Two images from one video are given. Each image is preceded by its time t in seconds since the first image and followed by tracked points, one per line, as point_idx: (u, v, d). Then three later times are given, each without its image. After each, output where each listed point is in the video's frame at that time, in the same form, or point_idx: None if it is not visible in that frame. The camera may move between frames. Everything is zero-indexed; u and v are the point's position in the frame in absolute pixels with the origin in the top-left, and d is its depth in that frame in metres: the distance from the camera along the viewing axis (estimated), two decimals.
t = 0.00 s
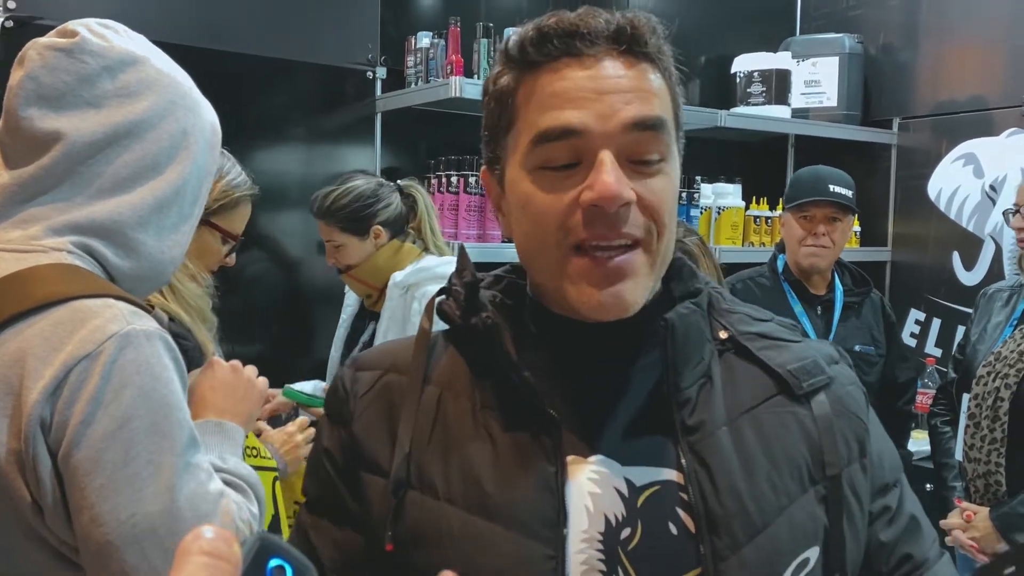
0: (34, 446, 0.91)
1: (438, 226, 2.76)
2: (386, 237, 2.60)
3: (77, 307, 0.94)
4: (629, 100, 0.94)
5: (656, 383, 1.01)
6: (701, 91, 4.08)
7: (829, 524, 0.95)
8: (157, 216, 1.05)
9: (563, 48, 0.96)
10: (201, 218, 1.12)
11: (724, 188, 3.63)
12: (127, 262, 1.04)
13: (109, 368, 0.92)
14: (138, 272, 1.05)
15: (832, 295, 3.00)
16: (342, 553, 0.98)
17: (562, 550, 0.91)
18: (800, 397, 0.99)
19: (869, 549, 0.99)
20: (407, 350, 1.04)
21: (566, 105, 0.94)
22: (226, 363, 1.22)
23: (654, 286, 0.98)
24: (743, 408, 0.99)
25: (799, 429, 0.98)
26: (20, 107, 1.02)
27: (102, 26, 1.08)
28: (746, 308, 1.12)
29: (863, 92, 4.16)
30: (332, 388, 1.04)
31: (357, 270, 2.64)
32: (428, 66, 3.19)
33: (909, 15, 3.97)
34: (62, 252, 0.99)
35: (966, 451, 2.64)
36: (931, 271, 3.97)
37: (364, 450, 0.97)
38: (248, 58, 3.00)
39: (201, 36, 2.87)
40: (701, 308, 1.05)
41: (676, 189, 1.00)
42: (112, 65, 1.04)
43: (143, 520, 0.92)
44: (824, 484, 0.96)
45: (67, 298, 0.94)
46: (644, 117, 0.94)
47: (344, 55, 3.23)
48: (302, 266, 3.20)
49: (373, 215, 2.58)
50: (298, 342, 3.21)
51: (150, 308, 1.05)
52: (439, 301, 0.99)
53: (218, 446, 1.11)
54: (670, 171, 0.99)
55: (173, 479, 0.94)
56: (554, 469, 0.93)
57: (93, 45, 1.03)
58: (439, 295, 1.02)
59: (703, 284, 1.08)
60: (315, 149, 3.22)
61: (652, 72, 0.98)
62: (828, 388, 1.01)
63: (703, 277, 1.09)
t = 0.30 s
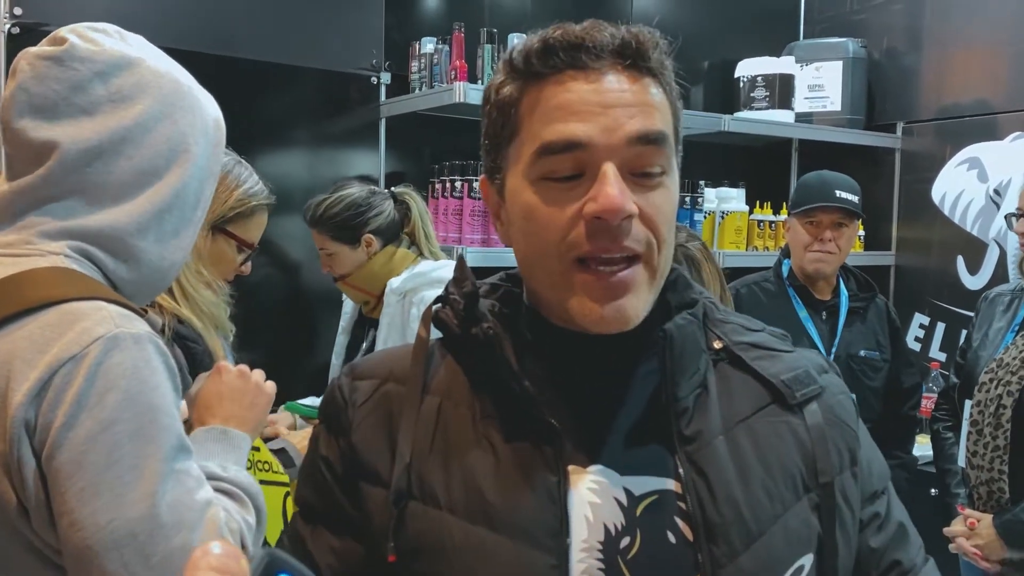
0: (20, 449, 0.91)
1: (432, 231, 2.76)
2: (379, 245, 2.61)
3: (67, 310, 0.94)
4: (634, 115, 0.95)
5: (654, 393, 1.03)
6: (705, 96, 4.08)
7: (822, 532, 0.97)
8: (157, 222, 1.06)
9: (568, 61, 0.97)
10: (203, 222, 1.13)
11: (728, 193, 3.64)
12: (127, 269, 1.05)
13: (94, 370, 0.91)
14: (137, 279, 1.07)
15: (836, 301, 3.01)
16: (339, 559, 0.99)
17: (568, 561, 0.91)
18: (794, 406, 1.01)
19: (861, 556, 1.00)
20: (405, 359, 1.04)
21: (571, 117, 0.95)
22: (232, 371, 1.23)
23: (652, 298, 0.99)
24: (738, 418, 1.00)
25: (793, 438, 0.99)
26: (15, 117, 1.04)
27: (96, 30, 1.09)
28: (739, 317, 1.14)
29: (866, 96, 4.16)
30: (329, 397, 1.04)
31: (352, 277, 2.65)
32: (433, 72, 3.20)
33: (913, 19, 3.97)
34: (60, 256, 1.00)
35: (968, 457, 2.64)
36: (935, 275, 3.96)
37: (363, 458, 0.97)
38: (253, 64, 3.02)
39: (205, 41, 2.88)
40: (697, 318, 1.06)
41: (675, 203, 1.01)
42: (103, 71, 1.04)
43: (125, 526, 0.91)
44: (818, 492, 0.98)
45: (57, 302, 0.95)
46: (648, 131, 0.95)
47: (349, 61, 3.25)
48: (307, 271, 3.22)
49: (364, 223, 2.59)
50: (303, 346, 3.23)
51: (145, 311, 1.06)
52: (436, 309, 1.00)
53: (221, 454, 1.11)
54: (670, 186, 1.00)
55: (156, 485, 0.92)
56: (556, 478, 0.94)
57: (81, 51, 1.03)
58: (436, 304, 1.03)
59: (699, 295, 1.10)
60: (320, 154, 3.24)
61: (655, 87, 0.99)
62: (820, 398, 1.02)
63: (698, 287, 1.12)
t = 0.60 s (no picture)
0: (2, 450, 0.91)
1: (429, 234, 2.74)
2: (374, 249, 2.60)
3: (55, 311, 0.94)
4: (637, 118, 0.95)
5: (650, 397, 1.02)
6: (710, 98, 4.07)
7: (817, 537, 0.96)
8: (155, 229, 1.06)
9: (570, 66, 0.97)
10: (204, 227, 1.13)
11: (733, 195, 3.63)
12: (126, 275, 1.06)
13: (77, 371, 0.91)
14: (139, 284, 1.07)
15: (843, 304, 2.99)
16: (336, 567, 0.97)
17: (563, 568, 0.90)
18: (789, 411, 1.00)
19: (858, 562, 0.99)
20: (401, 366, 1.04)
21: (574, 121, 0.94)
22: (236, 386, 1.23)
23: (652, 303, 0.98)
24: (733, 424, 0.99)
25: (788, 443, 0.98)
26: (13, 127, 1.04)
27: (92, 35, 1.09)
28: (735, 322, 1.14)
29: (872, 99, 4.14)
30: (325, 404, 1.04)
31: (349, 281, 2.66)
32: (436, 75, 3.21)
33: (918, 22, 3.95)
34: (56, 258, 1.00)
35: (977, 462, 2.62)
36: (942, 278, 3.94)
37: (358, 465, 0.97)
38: (257, 68, 3.02)
39: (209, 45, 2.88)
40: (692, 324, 1.05)
41: (674, 208, 1.00)
42: (101, 77, 1.04)
43: (103, 530, 0.90)
44: (814, 497, 0.97)
45: (44, 301, 0.95)
46: (651, 136, 0.95)
47: (353, 65, 3.25)
48: (311, 274, 3.22)
49: (357, 226, 2.59)
50: (307, 349, 3.23)
51: (137, 313, 1.06)
52: (432, 314, 1.00)
53: (218, 466, 1.11)
54: (670, 191, 0.99)
55: (137, 489, 0.91)
56: (552, 484, 0.94)
57: (76, 58, 1.03)
58: (431, 309, 1.03)
59: (694, 300, 1.09)
60: (324, 158, 3.24)
61: (655, 93, 0.99)
62: (817, 402, 1.02)
63: (693, 292, 1.11)
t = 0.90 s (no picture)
0: None
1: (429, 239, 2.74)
2: (373, 253, 2.60)
3: (45, 318, 0.95)
4: (624, 121, 0.95)
5: (638, 402, 1.01)
6: (715, 100, 4.05)
7: (809, 540, 0.96)
8: (154, 235, 1.05)
9: (557, 68, 0.97)
10: (205, 234, 1.12)
11: (737, 198, 3.60)
12: (124, 282, 1.05)
13: (64, 378, 0.91)
14: (139, 292, 1.06)
15: (848, 307, 2.98)
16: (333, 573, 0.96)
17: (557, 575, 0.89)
18: (779, 414, 1.00)
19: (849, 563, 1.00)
20: (391, 373, 1.03)
21: (561, 124, 0.94)
22: (236, 399, 1.27)
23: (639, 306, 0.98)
24: (722, 429, 0.99)
25: (779, 448, 0.98)
26: (16, 130, 1.04)
27: (98, 40, 1.09)
28: (724, 324, 1.13)
29: (877, 102, 4.13)
30: (315, 409, 1.02)
31: (348, 285, 2.66)
32: (439, 80, 3.21)
33: (924, 24, 3.94)
34: (52, 265, 1.00)
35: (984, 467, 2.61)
36: (948, 280, 3.92)
37: (350, 473, 0.96)
38: (261, 73, 3.03)
39: (210, 50, 2.88)
40: (680, 328, 1.05)
41: (661, 211, 1.00)
42: (104, 82, 1.04)
43: (74, 543, 0.89)
44: (804, 501, 0.97)
45: (30, 308, 0.95)
46: (639, 138, 0.95)
47: (356, 70, 3.26)
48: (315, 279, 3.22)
49: (355, 228, 2.59)
50: (311, 354, 3.24)
51: (130, 321, 1.05)
52: (420, 320, 1.01)
53: (207, 480, 1.12)
54: (658, 193, 0.99)
55: (112, 502, 0.91)
56: (548, 490, 0.93)
57: (81, 63, 1.03)
58: (420, 316, 1.03)
59: (681, 303, 1.08)
60: (328, 162, 3.24)
61: (642, 95, 0.99)
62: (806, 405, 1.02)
63: (682, 296, 1.10)
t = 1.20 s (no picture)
0: None
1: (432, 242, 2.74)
2: (377, 256, 2.62)
3: (46, 325, 0.95)
4: (613, 130, 0.95)
5: (626, 402, 1.01)
6: (721, 102, 4.02)
7: (798, 539, 0.95)
8: (158, 241, 1.05)
9: (546, 75, 0.97)
10: (209, 240, 1.12)
11: (743, 200, 3.58)
12: (127, 287, 1.05)
13: (65, 385, 0.91)
14: (142, 298, 1.07)
15: (855, 310, 2.96)
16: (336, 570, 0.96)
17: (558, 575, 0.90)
18: (768, 414, 1.00)
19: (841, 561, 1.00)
20: (386, 375, 1.03)
21: (550, 132, 0.94)
22: (238, 410, 1.28)
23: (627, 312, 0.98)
24: (709, 429, 0.99)
25: (767, 449, 0.98)
26: (24, 136, 1.05)
27: (107, 48, 1.10)
28: (712, 325, 1.14)
29: (884, 103, 4.11)
30: (310, 409, 1.02)
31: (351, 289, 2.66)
32: (444, 83, 3.21)
33: (931, 25, 3.92)
34: (55, 272, 1.00)
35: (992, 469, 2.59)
36: (956, 282, 3.90)
37: (349, 474, 0.96)
38: (268, 78, 3.03)
39: (218, 53, 2.78)
40: (665, 330, 1.04)
41: (649, 217, 1.00)
42: (112, 89, 1.05)
43: (73, 550, 0.90)
44: (793, 500, 0.96)
45: (32, 314, 0.96)
46: (627, 146, 0.95)
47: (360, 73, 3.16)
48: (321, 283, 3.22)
49: (360, 232, 2.61)
50: (317, 357, 3.24)
51: (131, 327, 1.05)
52: (412, 323, 1.01)
53: (208, 486, 1.12)
54: (646, 200, 0.99)
55: (111, 509, 0.91)
56: (547, 490, 0.93)
57: (89, 70, 1.04)
58: (411, 319, 1.03)
59: (668, 304, 1.08)
60: (335, 166, 3.25)
61: (632, 103, 0.99)
62: (794, 403, 1.02)
63: (668, 296, 1.10)
